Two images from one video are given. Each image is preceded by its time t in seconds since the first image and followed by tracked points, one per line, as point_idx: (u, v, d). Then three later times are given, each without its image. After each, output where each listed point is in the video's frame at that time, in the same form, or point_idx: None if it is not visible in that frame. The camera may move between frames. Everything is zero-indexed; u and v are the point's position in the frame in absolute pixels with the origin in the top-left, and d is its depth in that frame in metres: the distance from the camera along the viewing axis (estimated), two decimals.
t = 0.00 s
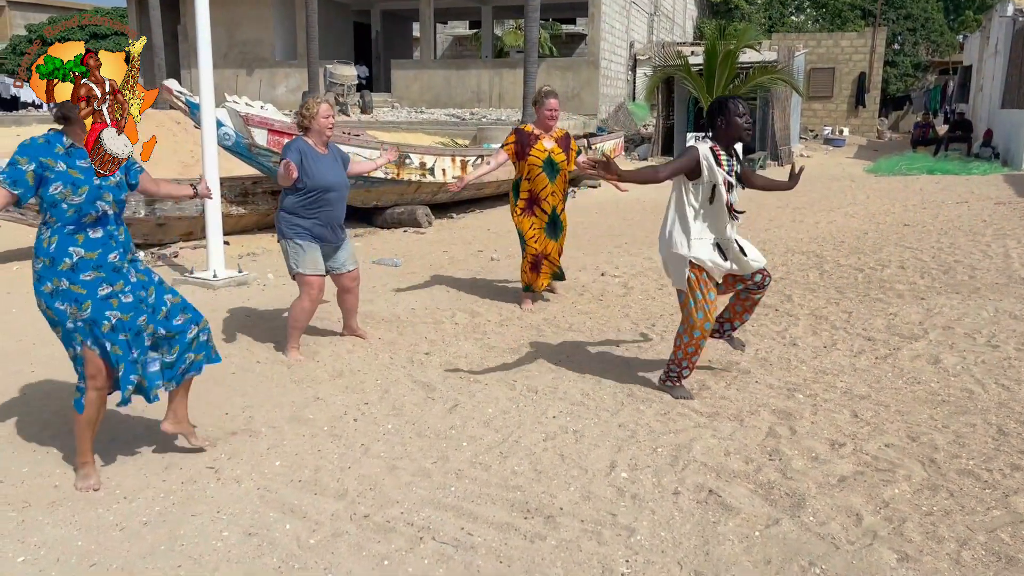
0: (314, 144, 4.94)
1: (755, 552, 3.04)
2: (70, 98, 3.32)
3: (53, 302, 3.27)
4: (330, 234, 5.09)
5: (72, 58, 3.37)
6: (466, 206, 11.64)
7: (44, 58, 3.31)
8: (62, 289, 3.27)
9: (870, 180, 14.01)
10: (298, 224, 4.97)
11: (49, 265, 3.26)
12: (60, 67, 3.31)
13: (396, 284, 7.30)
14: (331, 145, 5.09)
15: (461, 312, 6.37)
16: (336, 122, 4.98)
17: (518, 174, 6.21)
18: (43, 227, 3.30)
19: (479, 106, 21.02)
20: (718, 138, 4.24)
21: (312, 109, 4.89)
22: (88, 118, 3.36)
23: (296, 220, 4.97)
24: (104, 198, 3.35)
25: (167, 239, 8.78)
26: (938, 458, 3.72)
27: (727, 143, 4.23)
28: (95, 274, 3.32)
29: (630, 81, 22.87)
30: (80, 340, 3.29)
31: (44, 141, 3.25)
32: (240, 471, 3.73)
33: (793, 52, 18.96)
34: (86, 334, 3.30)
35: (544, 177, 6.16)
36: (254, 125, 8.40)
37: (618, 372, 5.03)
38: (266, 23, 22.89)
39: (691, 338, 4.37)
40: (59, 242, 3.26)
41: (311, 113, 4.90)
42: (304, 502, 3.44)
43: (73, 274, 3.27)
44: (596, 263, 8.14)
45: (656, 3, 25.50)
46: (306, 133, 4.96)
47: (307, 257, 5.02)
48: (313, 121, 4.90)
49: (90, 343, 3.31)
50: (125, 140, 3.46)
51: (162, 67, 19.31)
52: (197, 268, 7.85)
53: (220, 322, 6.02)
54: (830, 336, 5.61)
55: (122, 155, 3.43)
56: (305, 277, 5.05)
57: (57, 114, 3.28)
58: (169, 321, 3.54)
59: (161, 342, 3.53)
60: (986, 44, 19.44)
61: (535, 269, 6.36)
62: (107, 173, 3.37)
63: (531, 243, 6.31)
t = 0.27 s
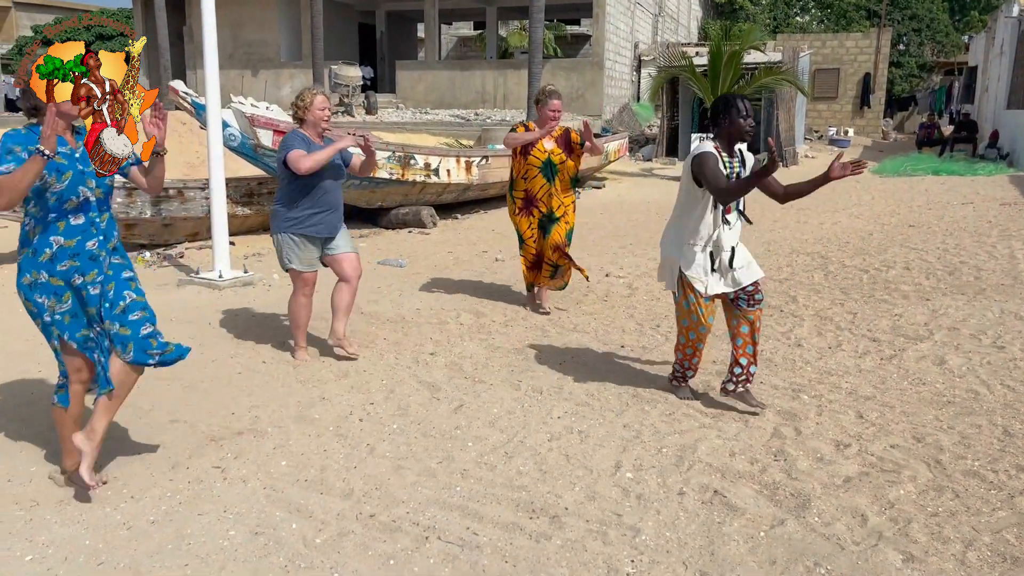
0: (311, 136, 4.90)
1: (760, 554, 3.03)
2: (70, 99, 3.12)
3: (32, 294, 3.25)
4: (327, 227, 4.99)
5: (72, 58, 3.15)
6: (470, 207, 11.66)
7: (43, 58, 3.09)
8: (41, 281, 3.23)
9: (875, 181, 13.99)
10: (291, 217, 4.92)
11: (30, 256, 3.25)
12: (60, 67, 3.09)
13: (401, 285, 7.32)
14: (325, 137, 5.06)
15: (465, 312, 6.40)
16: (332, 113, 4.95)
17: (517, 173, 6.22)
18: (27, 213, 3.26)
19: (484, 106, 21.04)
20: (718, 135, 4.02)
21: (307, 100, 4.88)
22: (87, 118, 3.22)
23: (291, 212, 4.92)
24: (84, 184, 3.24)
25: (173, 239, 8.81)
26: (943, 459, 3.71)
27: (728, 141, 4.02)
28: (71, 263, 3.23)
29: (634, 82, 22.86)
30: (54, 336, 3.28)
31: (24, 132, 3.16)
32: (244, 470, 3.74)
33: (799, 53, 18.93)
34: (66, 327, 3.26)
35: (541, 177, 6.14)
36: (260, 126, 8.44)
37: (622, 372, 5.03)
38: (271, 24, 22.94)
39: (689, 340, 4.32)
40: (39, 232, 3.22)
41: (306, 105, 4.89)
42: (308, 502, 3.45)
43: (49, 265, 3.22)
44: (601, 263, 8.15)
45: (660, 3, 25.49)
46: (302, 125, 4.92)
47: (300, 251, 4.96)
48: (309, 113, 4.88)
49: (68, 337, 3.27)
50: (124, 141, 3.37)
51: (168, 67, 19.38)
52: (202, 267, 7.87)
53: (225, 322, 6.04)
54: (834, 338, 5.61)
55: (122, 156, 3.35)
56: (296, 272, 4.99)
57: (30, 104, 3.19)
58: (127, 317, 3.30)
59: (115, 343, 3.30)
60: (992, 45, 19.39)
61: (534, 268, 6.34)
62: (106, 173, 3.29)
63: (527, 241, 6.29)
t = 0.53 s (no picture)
0: (319, 148, 4.87)
1: (766, 556, 3.03)
2: (69, 99, 3.14)
3: (8, 298, 3.20)
4: (326, 238, 4.93)
5: (71, 57, 3.12)
6: (475, 209, 11.68)
7: (43, 58, 3.10)
8: (15, 286, 3.18)
9: (881, 183, 13.96)
10: (291, 225, 4.87)
11: (8, 260, 3.18)
12: (60, 67, 3.09)
13: (407, 286, 7.33)
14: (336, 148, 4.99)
15: (470, 313, 6.40)
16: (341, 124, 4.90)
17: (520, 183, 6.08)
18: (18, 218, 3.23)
19: (488, 108, 21.05)
20: (730, 158, 3.94)
21: (318, 110, 4.81)
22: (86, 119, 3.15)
23: (292, 220, 4.86)
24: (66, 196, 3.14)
25: (179, 240, 8.83)
26: (950, 461, 3.71)
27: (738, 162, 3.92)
28: (43, 272, 3.16)
29: (639, 83, 22.86)
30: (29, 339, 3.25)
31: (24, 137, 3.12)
32: (251, 471, 3.75)
33: (804, 54, 18.90)
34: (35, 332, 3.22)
35: (541, 190, 6.00)
36: (265, 127, 8.45)
37: (628, 374, 5.03)
38: (277, 25, 22.98)
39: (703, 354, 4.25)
40: (18, 237, 3.17)
41: (317, 116, 4.83)
42: (314, 503, 3.46)
43: (23, 272, 3.15)
44: (606, 265, 8.15)
45: (666, 5, 25.49)
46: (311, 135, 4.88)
47: (298, 259, 4.92)
48: (319, 124, 4.82)
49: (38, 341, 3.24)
50: (126, 140, 3.15)
51: (174, 68, 19.43)
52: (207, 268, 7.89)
53: (231, 323, 6.06)
54: (840, 339, 5.61)
55: (123, 155, 3.12)
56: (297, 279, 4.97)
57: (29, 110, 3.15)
58: (87, 341, 3.23)
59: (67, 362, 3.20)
60: (998, 46, 19.34)
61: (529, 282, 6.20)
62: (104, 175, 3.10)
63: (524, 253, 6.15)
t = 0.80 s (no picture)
0: (320, 152, 4.86)
1: (772, 559, 3.03)
2: (70, 98, 3.17)
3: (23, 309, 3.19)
4: (328, 243, 4.94)
5: (72, 58, 3.22)
6: (478, 211, 11.68)
7: (44, 58, 3.14)
8: (31, 296, 3.17)
9: (885, 185, 13.94)
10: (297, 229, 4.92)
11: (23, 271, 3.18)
12: (60, 67, 3.15)
13: (411, 288, 7.33)
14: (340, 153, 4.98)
15: (474, 315, 6.40)
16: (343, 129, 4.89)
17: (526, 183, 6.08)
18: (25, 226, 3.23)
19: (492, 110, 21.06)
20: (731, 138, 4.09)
21: (319, 116, 4.80)
22: (87, 118, 3.27)
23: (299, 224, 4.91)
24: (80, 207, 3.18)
25: (183, 242, 8.84)
26: (955, 464, 3.70)
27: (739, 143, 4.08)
28: (59, 282, 3.18)
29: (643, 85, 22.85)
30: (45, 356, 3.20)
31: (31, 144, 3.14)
32: (256, 473, 3.75)
33: (808, 56, 18.88)
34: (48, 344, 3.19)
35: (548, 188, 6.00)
36: (269, 129, 8.46)
37: (632, 377, 5.01)
38: (281, 27, 23.01)
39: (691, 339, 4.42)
40: (30, 247, 3.14)
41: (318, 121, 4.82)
42: (319, 504, 3.46)
43: (40, 281, 3.16)
44: (610, 267, 8.14)
45: (669, 7, 25.49)
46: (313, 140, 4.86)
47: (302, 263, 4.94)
48: (319, 129, 4.80)
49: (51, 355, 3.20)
50: (125, 142, 3.37)
51: (178, 71, 19.46)
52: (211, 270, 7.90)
53: (235, 325, 6.06)
54: (844, 342, 5.60)
55: (122, 155, 3.35)
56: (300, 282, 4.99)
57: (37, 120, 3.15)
58: (113, 347, 3.27)
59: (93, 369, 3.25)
60: (1002, 48, 19.31)
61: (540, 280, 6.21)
62: (105, 174, 3.31)
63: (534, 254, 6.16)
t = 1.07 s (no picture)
0: (330, 144, 4.95)
1: (774, 562, 3.02)
2: (70, 98, 3.21)
3: (45, 297, 3.29)
4: (340, 236, 5.03)
5: (72, 58, 3.21)
6: (480, 214, 11.70)
7: (43, 58, 3.16)
8: (54, 284, 3.27)
9: (887, 188, 13.94)
10: (307, 223, 4.96)
11: (45, 259, 3.27)
12: (60, 67, 3.17)
13: (412, 290, 7.33)
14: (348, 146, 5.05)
15: (476, 318, 6.40)
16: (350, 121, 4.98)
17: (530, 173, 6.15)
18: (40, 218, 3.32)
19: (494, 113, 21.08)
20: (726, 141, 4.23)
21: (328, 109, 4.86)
22: (87, 119, 3.27)
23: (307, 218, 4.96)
24: (97, 188, 3.32)
25: (186, 244, 8.85)
26: (957, 468, 3.70)
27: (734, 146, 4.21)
28: (84, 265, 3.29)
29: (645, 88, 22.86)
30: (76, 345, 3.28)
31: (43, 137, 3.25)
32: (258, 475, 3.75)
33: (810, 59, 18.88)
34: (75, 334, 3.28)
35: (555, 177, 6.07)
36: (272, 131, 8.47)
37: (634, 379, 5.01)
38: (283, 29, 23.05)
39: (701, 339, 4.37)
40: (49, 234, 3.25)
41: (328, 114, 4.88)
42: (321, 507, 3.46)
43: (62, 267, 3.25)
44: (612, 269, 8.15)
45: (672, 10, 25.52)
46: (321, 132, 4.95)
47: (312, 257, 4.99)
48: (329, 122, 4.88)
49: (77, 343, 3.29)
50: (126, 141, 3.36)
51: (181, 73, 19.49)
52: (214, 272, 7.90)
53: (237, 327, 6.06)
54: (847, 345, 5.59)
55: (122, 155, 3.33)
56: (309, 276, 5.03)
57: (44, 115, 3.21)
58: (166, 322, 3.55)
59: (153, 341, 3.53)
60: (1005, 52, 19.30)
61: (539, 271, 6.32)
62: (106, 173, 3.32)
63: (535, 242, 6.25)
